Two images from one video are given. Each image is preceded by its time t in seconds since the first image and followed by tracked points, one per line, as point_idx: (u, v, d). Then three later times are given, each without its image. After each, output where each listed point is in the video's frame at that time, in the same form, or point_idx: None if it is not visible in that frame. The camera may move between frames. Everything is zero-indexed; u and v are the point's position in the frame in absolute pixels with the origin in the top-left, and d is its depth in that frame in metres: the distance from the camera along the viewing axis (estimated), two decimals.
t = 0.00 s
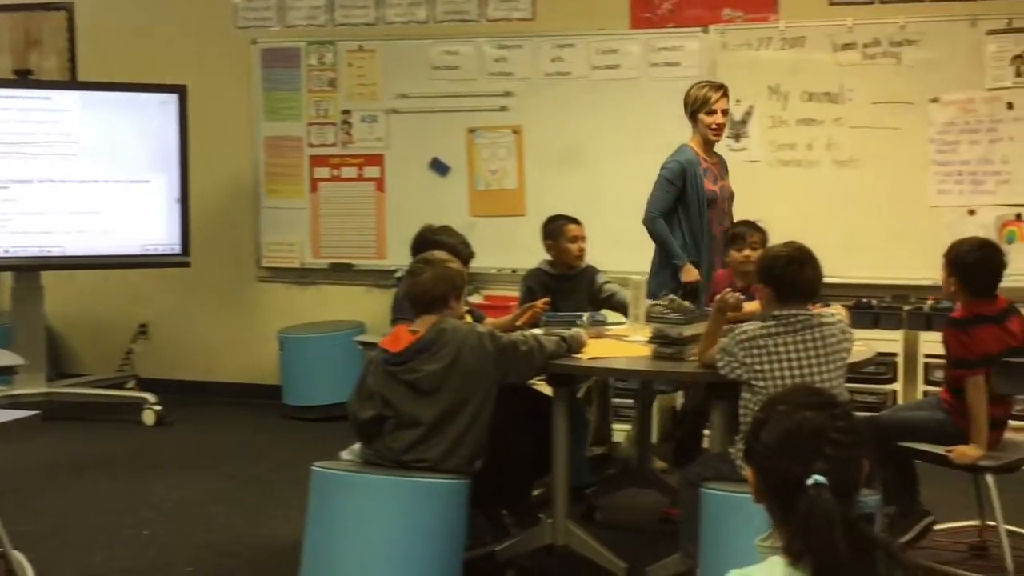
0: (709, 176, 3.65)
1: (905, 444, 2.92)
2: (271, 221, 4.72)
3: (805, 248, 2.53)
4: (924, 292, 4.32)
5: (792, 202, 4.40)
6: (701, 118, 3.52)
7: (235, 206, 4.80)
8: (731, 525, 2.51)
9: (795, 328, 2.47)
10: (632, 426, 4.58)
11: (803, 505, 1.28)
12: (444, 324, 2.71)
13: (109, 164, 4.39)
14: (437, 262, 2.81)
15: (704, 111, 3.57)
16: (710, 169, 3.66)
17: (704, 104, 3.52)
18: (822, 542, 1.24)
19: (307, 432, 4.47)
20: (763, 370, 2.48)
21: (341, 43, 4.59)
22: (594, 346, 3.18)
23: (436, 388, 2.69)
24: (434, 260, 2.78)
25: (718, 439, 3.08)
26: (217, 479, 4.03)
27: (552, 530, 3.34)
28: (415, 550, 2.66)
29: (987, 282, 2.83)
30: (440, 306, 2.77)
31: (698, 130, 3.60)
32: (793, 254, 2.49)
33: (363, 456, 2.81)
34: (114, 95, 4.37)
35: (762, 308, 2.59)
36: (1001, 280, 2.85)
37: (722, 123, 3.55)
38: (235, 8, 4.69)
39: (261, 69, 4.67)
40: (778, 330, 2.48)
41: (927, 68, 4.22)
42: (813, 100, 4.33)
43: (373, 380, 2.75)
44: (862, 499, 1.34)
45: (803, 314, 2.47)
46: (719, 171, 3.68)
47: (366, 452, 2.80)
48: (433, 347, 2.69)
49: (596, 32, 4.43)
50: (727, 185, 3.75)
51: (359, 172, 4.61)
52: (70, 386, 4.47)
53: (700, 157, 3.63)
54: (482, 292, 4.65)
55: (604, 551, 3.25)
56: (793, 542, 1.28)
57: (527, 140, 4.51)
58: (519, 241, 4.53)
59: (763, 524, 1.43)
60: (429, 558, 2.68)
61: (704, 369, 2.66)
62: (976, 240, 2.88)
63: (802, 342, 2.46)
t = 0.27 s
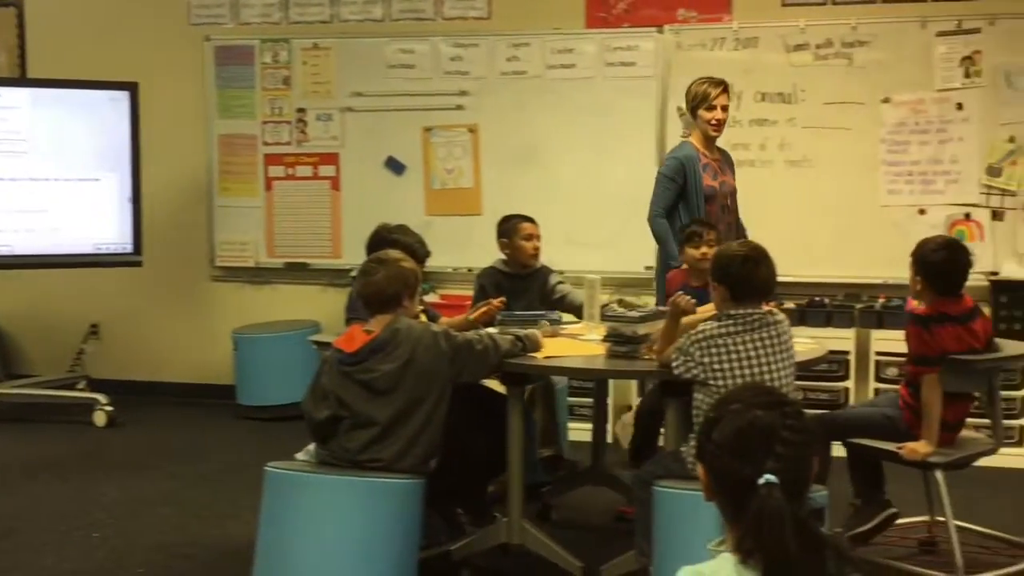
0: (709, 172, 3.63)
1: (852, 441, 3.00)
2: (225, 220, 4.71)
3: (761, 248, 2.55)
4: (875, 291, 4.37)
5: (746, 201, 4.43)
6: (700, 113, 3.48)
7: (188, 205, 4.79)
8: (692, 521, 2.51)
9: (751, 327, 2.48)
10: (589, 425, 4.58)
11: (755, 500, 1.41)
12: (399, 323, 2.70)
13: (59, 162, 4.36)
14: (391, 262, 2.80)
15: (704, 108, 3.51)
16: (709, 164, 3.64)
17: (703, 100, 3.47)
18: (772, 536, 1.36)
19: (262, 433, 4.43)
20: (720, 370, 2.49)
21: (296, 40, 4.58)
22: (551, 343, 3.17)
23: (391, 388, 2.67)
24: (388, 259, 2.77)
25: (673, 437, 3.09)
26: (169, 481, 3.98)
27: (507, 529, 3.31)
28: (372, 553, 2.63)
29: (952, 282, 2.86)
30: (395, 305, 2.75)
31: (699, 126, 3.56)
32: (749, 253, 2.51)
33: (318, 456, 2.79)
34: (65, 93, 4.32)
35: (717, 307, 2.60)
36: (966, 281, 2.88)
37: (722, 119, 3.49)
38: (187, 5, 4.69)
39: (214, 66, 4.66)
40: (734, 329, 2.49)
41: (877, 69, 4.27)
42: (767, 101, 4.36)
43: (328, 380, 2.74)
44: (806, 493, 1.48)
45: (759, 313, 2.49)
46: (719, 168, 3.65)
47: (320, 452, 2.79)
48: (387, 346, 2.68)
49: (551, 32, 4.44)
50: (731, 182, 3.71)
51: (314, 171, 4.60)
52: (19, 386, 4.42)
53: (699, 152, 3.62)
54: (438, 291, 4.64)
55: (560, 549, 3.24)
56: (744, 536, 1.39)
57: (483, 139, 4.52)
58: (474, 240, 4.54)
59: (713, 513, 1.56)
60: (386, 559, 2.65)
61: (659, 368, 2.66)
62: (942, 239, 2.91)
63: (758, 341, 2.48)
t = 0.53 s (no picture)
0: (706, 172, 3.56)
1: (816, 440, 3.02)
2: (189, 220, 4.71)
3: (721, 249, 2.54)
4: (838, 291, 4.40)
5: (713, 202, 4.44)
6: (697, 113, 3.47)
7: (152, 205, 4.78)
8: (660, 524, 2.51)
9: (713, 328, 2.48)
10: (555, 425, 4.56)
11: (717, 501, 1.40)
12: (363, 323, 2.68)
13: (22, 161, 4.34)
14: (355, 261, 2.78)
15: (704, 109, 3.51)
16: (708, 165, 3.56)
17: (701, 100, 3.46)
18: (734, 537, 1.34)
19: (227, 435, 4.40)
20: (683, 372, 2.48)
21: (261, 39, 4.58)
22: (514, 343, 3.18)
23: (355, 388, 2.66)
24: (352, 258, 2.76)
25: (638, 435, 3.06)
26: (132, 483, 3.95)
27: (473, 530, 3.30)
28: (338, 545, 2.60)
29: (925, 285, 2.89)
30: (359, 305, 2.74)
31: (699, 126, 3.54)
32: (709, 255, 2.51)
33: (284, 458, 2.77)
34: (28, 90, 4.30)
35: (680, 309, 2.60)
36: (938, 284, 2.91)
37: (721, 121, 3.47)
38: (151, 3, 4.67)
39: (179, 65, 4.66)
40: (697, 331, 2.49)
41: (841, 71, 4.30)
42: (732, 102, 4.38)
43: (293, 382, 2.72)
44: (770, 495, 1.47)
45: (721, 314, 2.49)
46: (717, 169, 3.57)
47: (286, 454, 2.77)
48: (351, 346, 2.66)
49: (517, 32, 4.44)
50: (732, 183, 3.61)
51: (279, 171, 4.60)
52: None
53: (696, 152, 3.55)
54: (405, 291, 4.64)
55: (527, 548, 3.22)
56: (704, 538, 1.38)
57: (449, 139, 4.52)
58: (440, 240, 4.54)
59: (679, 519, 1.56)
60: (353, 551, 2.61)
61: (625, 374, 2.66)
62: (914, 242, 2.95)
63: (720, 342, 2.48)
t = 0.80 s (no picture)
0: (715, 178, 3.34)
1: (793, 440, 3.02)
2: (162, 220, 4.70)
3: (693, 252, 2.56)
4: (811, 292, 4.42)
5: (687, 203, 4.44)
6: (703, 118, 3.30)
7: (125, 205, 4.76)
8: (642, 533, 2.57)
9: (687, 330, 2.48)
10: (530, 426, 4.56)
11: (693, 502, 1.40)
12: (335, 323, 2.68)
13: None
14: (328, 263, 2.78)
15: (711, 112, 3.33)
16: (716, 170, 3.34)
17: (708, 105, 3.28)
18: (712, 540, 1.35)
19: (199, 437, 4.37)
20: (658, 374, 2.48)
21: (234, 39, 4.58)
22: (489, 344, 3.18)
23: (326, 388, 2.64)
24: (324, 259, 2.76)
25: (610, 435, 3.04)
26: (103, 485, 3.91)
27: (447, 532, 3.28)
28: (313, 546, 2.58)
29: (914, 290, 2.91)
30: (331, 306, 2.74)
31: (705, 131, 3.37)
32: (681, 256, 2.52)
33: (256, 460, 2.75)
34: None
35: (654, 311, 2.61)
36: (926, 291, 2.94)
37: (728, 125, 3.28)
38: (123, 2, 4.66)
39: (151, 65, 4.65)
40: (671, 333, 2.48)
41: (813, 73, 4.32)
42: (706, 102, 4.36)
43: (264, 382, 2.70)
44: (746, 495, 1.47)
45: (695, 316, 2.49)
46: (726, 173, 3.36)
47: (258, 456, 2.74)
48: (323, 346, 2.65)
49: (491, 33, 4.45)
50: (743, 188, 3.40)
51: (253, 171, 4.60)
52: None
53: (704, 158, 3.35)
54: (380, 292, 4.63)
55: (501, 549, 3.20)
56: (682, 539, 1.39)
57: (423, 141, 4.53)
58: (414, 240, 4.54)
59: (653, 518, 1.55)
60: (327, 555, 2.60)
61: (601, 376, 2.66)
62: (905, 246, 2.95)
63: (695, 344, 2.48)
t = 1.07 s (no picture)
0: (718, 171, 3.29)
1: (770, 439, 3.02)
2: (137, 218, 4.68)
3: (668, 249, 2.56)
4: (786, 290, 4.45)
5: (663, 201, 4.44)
6: (707, 112, 3.25)
7: (99, 204, 4.73)
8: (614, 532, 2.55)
9: (662, 329, 2.49)
10: (506, 425, 4.56)
11: (670, 501, 1.41)
12: (309, 320, 2.65)
13: None
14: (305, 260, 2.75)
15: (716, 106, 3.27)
16: (720, 164, 3.30)
17: (711, 97, 3.23)
18: (688, 540, 1.37)
19: (173, 437, 4.34)
20: (633, 372, 2.48)
21: (210, 36, 4.57)
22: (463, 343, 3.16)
23: (298, 386, 2.62)
24: (301, 256, 2.73)
25: (586, 434, 3.02)
26: (76, 485, 3.88)
27: (422, 530, 3.26)
28: (284, 546, 2.57)
29: (896, 288, 2.86)
30: (306, 303, 2.70)
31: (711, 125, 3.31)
32: (657, 254, 2.52)
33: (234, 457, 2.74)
34: None
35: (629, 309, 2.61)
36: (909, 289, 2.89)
37: (730, 118, 3.23)
38: None
39: (125, 62, 4.63)
40: (646, 332, 2.49)
41: (788, 72, 4.34)
42: (681, 102, 4.37)
43: (240, 380, 2.70)
44: (719, 491, 1.49)
45: (669, 314, 2.50)
46: (731, 167, 3.31)
47: (236, 453, 2.74)
48: (296, 344, 2.63)
49: (468, 31, 4.45)
50: (750, 182, 3.34)
51: (228, 169, 4.58)
52: None
53: (708, 151, 3.30)
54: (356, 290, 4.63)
55: (475, 548, 3.18)
56: (657, 538, 1.40)
57: (399, 139, 4.53)
58: (390, 238, 4.54)
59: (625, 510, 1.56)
60: (293, 554, 2.58)
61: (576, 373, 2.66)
62: (890, 245, 2.91)
63: (669, 343, 2.48)
